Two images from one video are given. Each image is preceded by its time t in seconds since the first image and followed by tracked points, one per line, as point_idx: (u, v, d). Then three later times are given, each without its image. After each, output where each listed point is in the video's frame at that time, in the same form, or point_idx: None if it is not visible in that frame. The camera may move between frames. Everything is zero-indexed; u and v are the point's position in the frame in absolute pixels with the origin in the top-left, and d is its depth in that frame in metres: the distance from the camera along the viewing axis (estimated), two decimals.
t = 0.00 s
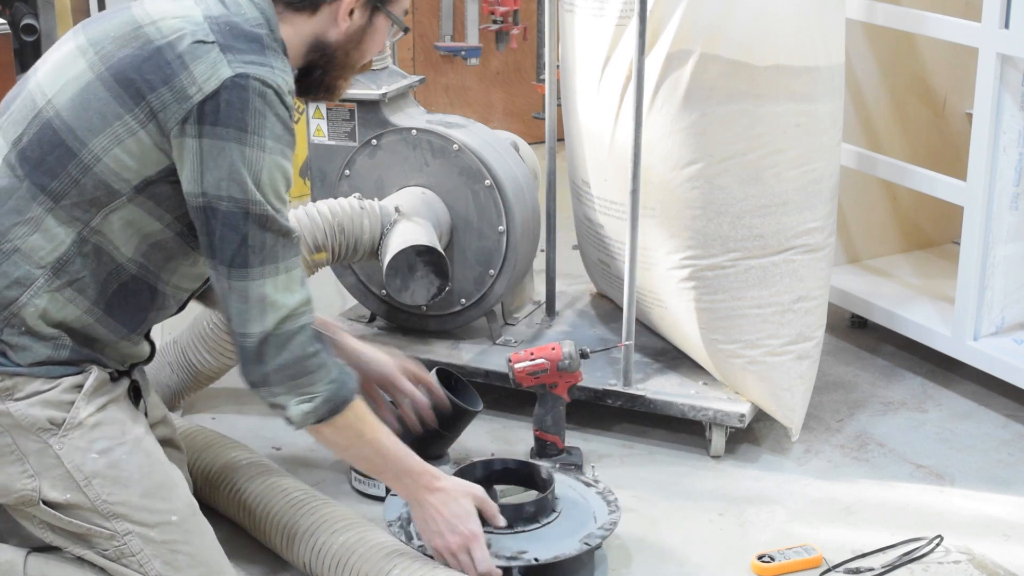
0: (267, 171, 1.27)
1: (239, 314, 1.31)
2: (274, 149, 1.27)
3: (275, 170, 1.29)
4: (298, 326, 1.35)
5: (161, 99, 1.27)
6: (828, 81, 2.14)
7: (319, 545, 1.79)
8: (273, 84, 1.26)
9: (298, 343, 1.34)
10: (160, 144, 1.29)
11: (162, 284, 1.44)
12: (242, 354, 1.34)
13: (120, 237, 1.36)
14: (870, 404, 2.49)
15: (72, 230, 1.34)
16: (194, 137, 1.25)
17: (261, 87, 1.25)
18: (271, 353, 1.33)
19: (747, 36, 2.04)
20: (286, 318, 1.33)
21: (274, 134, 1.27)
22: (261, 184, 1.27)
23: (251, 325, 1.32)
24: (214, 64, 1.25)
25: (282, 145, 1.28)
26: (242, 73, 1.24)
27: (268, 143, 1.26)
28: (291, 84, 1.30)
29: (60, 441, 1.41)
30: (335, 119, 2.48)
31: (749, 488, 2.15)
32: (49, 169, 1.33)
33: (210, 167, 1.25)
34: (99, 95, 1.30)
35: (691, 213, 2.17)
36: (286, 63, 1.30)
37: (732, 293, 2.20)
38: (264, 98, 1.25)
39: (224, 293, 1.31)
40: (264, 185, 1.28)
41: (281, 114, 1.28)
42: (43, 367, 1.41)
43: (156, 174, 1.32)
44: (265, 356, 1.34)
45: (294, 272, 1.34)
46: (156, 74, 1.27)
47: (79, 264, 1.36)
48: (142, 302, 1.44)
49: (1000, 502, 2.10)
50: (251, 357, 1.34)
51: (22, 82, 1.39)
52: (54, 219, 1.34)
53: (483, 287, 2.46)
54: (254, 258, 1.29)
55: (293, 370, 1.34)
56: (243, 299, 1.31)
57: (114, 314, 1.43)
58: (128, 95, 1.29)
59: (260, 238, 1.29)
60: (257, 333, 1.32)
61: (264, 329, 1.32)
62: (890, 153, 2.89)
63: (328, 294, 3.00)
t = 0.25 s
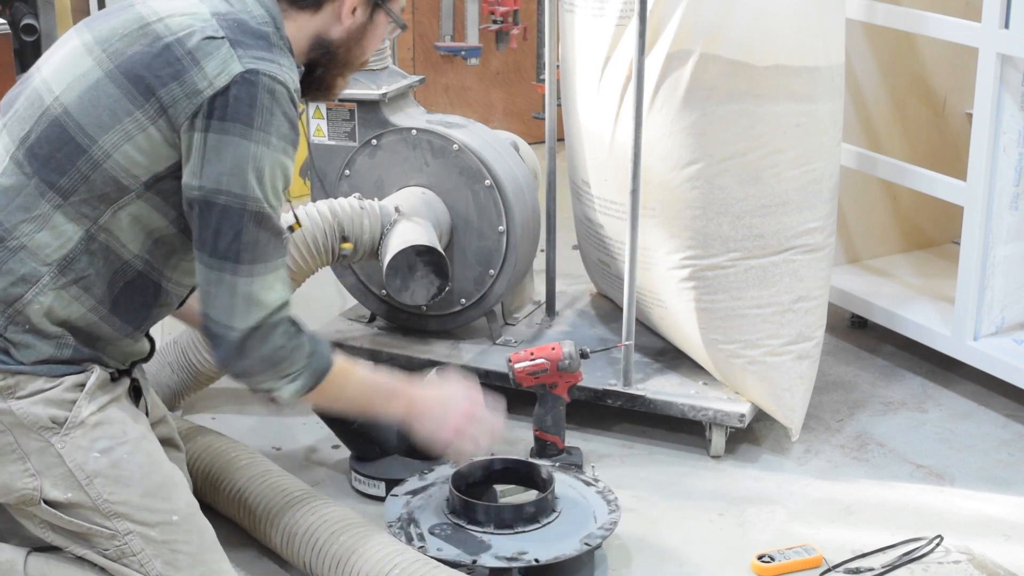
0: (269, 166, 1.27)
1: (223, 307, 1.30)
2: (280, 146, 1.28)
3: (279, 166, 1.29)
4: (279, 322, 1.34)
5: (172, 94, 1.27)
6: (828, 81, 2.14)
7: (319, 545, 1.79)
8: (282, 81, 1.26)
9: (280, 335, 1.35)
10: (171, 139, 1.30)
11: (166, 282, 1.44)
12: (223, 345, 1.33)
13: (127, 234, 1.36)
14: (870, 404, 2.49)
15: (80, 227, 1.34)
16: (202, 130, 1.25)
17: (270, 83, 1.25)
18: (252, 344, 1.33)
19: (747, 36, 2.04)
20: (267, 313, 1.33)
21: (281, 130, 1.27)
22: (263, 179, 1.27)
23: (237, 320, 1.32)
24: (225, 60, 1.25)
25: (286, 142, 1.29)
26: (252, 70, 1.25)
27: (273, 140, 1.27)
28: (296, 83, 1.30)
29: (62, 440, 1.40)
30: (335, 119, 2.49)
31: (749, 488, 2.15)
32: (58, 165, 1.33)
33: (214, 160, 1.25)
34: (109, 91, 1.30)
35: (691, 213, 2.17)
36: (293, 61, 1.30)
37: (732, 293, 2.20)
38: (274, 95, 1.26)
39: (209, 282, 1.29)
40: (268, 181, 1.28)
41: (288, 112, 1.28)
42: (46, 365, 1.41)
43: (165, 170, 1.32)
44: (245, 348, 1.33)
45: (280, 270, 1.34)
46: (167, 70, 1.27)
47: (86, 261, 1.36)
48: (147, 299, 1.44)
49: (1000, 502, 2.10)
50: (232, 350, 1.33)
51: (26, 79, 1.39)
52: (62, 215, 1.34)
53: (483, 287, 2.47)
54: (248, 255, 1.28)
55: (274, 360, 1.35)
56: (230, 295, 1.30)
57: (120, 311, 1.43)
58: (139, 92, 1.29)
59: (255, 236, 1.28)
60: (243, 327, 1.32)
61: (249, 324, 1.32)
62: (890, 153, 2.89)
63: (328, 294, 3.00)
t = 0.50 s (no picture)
0: (301, 151, 1.34)
1: (299, 276, 1.41)
2: (303, 131, 1.34)
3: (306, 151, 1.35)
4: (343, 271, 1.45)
5: (185, 101, 1.29)
6: (828, 81, 2.14)
7: (319, 546, 1.78)
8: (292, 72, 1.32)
9: (342, 286, 1.46)
10: (186, 144, 1.32)
11: (173, 277, 1.46)
12: (307, 309, 1.44)
13: (138, 234, 1.37)
14: (870, 404, 2.49)
15: (90, 229, 1.35)
16: (231, 135, 1.30)
17: (283, 79, 1.30)
18: (326, 300, 1.45)
19: (747, 36, 2.04)
20: (335, 266, 1.44)
21: (300, 119, 1.33)
22: (299, 161, 1.34)
23: (313, 280, 1.42)
24: (236, 63, 1.28)
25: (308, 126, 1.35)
26: (265, 68, 1.29)
27: (299, 128, 1.33)
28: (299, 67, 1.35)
29: (57, 442, 1.40)
30: (335, 119, 2.48)
31: (749, 488, 2.15)
32: (65, 172, 1.34)
33: (250, 159, 1.31)
34: (115, 99, 1.31)
35: (691, 213, 2.17)
36: (291, 52, 1.34)
37: (732, 293, 2.20)
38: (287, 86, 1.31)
39: (281, 260, 1.39)
40: (302, 164, 1.35)
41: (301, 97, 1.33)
42: (41, 369, 1.41)
43: (178, 173, 1.34)
44: (320, 305, 1.45)
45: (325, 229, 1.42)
46: (178, 76, 1.29)
47: (96, 263, 1.37)
48: (156, 297, 1.45)
49: (1000, 502, 2.10)
50: (314, 310, 1.45)
51: (11, 80, 1.39)
52: (70, 219, 1.35)
53: (483, 287, 2.46)
54: (309, 226, 1.38)
55: (348, 307, 1.47)
56: (303, 263, 1.40)
57: (132, 310, 1.44)
58: (149, 99, 1.30)
59: (308, 212, 1.37)
60: (320, 287, 1.43)
61: (326, 282, 1.43)
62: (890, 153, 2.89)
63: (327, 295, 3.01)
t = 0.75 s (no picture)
0: (260, 140, 1.30)
1: (219, 284, 1.34)
2: (269, 119, 1.31)
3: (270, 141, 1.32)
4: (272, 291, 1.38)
5: (157, 77, 1.28)
6: (828, 81, 2.14)
7: (319, 545, 1.79)
8: (266, 54, 1.29)
9: (273, 303, 1.38)
10: (161, 123, 1.31)
11: (160, 262, 1.45)
12: (220, 323, 1.36)
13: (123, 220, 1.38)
14: (870, 404, 2.49)
15: (77, 219, 1.35)
16: (191, 110, 1.28)
17: (255, 58, 1.28)
18: (249, 315, 1.37)
19: (747, 36, 2.04)
20: (264, 282, 1.37)
21: (267, 103, 1.30)
22: (256, 154, 1.30)
23: (235, 295, 1.35)
24: (208, 39, 1.27)
25: (274, 115, 1.32)
26: (236, 46, 1.27)
27: (262, 113, 1.30)
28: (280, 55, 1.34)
29: (60, 439, 1.41)
30: (335, 119, 2.49)
31: (749, 488, 2.15)
32: (49, 158, 1.33)
33: (204, 139, 1.28)
34: (93, 80, 1.31)
35: (691, 213, 2.17)
36: (272, 35, 1.33)
37: (732, 293, 2.20)
38: (258, 68, 1.29)
39: (204, 262, 1.33)
40: (260, 156, 1.31)
41: (274, 83, 1.31)
42: (45, 365, 1.41)
43: (156, 156, 1.34)
44: (241, 321, 1.37)
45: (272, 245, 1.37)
46: (151, 54, 1.29)
47: (85, 252, 1.37)
48: (143, 282, 1.45)
49: (1000, 502, 2.09)
50: (228, 326, 1.36)
51: (6, 76, 1.39)
52: (58, 208, 1.35)
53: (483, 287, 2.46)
54: (242, 229, 1.32)
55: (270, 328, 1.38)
56: (226, 269, 1.33)
57: (118, 298, 1.43)
58: (124, 79, 1.30)
59: (249, 210, 1.32)
60: (241, 302, 1.35)
61: (247, 298, 1.36)
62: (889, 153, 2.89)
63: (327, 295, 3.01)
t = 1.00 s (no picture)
0: (250, 126, 1.27)
1: (256, 274, 1.30)
2: (255, 105, 1.28)
3: (260, 129, 1.29)
4: (308, 273, 1.33)
5: (134, 74, 1.28)
6: (828, 81, 2.14)
7: (319, 545, 1.79)
8: (243, 44, 1.27)
9: (309, 286, 1.32)
10: (139, 118, 1.30)
11: (150, 263, 1.43)
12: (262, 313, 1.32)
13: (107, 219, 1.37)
14: (869, 404, 2.49)
15: (59, 218, 1.35)
16: (173, 106, 1.26)
17: (231, 47, 1.26)
18: (288, 300, 1.31)
19: (747, 36, 2.04)
20: (292, 263, 1.31)
21: (251, 91, 1.27)
22: (247, 139, 1.27)
23: (266, 283, 1.30)
24: (183, 33, 1.25)
25: (260, 101, 1.29)
26: (210, 37, 1.25)
27: (246, 101, 1.27)
28: (259, 44, 1.31)
29: (53, 444, 1.41)
30: (336, 119, 2.49)
31: (749, 488, 2.15)
32: (31, 158, 1.34)
33: (192, 133, 1.25)
34: (73, 79, 1.32)
35: (691, 213, 2.17)
36: (251, 24, 1.31)
37: (731, 294, 2.20)
38: (237, 57, 1.26)
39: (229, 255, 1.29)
40: (253, 144, 1.28)
41: (255, 71, 1.28)
42: (37, 370, 1.42)
43: (138, 152, 1.33)
44: (281, 308, 1.32)
45: (297, 226, 1.33)
46: (128, 51, 1.28)
47: (70, 251, 1.37)
48: (132, 284, 1.44)
49: (1000, 502, 2.10)
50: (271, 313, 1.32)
51: None
52: (41, 208, 1.35)
53: (483, 286, 2.45)
54: (254, 215, 1.28)
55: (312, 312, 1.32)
56: (251, 257, 1.29)
57: (106, 298, 1.43)
58: (102, 76, 1.30)
59: (255, 197, 1.28)
60: (273, 289, 1.31)
61: (279, 284, 1.31)
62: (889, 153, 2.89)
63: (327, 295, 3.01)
